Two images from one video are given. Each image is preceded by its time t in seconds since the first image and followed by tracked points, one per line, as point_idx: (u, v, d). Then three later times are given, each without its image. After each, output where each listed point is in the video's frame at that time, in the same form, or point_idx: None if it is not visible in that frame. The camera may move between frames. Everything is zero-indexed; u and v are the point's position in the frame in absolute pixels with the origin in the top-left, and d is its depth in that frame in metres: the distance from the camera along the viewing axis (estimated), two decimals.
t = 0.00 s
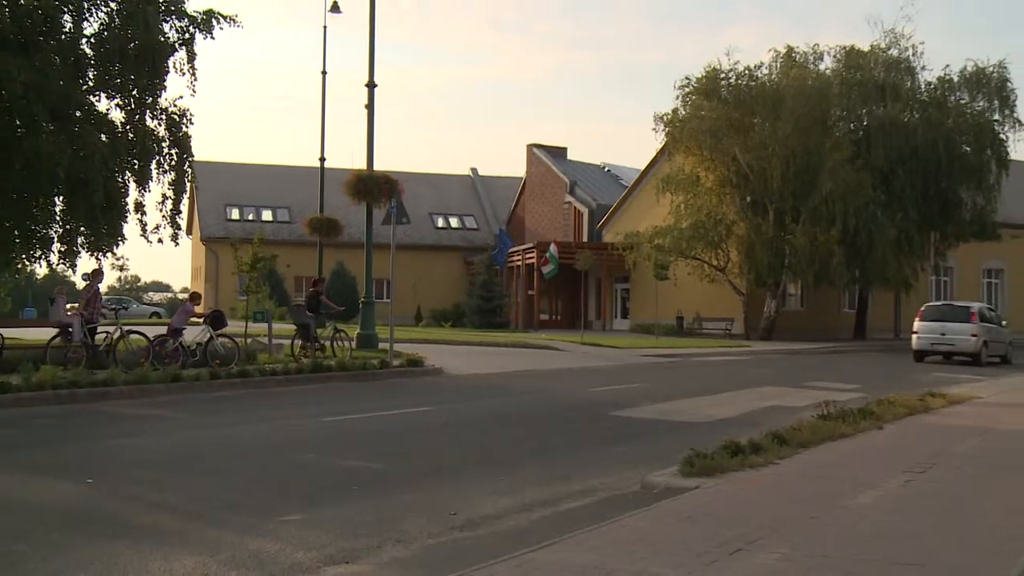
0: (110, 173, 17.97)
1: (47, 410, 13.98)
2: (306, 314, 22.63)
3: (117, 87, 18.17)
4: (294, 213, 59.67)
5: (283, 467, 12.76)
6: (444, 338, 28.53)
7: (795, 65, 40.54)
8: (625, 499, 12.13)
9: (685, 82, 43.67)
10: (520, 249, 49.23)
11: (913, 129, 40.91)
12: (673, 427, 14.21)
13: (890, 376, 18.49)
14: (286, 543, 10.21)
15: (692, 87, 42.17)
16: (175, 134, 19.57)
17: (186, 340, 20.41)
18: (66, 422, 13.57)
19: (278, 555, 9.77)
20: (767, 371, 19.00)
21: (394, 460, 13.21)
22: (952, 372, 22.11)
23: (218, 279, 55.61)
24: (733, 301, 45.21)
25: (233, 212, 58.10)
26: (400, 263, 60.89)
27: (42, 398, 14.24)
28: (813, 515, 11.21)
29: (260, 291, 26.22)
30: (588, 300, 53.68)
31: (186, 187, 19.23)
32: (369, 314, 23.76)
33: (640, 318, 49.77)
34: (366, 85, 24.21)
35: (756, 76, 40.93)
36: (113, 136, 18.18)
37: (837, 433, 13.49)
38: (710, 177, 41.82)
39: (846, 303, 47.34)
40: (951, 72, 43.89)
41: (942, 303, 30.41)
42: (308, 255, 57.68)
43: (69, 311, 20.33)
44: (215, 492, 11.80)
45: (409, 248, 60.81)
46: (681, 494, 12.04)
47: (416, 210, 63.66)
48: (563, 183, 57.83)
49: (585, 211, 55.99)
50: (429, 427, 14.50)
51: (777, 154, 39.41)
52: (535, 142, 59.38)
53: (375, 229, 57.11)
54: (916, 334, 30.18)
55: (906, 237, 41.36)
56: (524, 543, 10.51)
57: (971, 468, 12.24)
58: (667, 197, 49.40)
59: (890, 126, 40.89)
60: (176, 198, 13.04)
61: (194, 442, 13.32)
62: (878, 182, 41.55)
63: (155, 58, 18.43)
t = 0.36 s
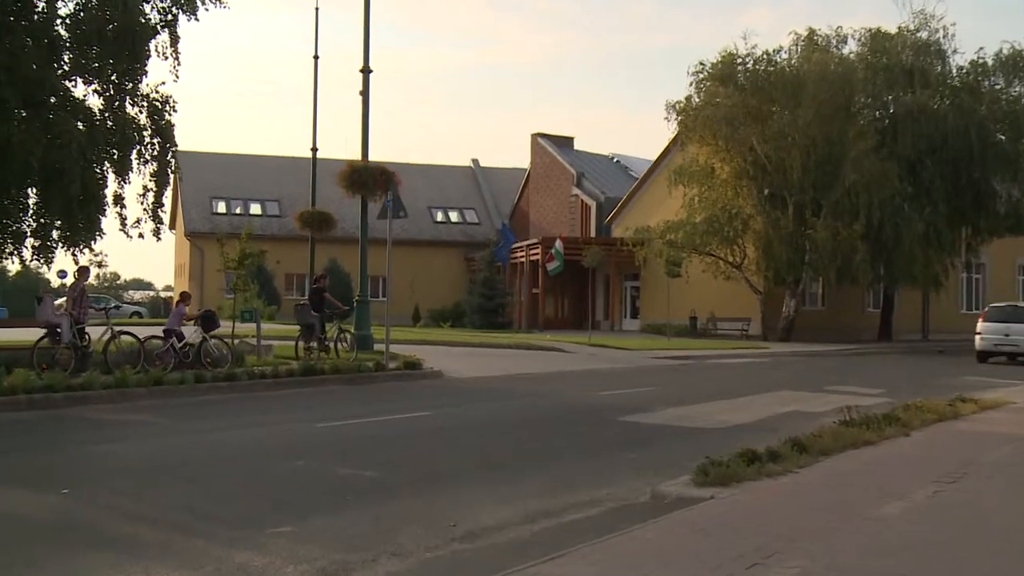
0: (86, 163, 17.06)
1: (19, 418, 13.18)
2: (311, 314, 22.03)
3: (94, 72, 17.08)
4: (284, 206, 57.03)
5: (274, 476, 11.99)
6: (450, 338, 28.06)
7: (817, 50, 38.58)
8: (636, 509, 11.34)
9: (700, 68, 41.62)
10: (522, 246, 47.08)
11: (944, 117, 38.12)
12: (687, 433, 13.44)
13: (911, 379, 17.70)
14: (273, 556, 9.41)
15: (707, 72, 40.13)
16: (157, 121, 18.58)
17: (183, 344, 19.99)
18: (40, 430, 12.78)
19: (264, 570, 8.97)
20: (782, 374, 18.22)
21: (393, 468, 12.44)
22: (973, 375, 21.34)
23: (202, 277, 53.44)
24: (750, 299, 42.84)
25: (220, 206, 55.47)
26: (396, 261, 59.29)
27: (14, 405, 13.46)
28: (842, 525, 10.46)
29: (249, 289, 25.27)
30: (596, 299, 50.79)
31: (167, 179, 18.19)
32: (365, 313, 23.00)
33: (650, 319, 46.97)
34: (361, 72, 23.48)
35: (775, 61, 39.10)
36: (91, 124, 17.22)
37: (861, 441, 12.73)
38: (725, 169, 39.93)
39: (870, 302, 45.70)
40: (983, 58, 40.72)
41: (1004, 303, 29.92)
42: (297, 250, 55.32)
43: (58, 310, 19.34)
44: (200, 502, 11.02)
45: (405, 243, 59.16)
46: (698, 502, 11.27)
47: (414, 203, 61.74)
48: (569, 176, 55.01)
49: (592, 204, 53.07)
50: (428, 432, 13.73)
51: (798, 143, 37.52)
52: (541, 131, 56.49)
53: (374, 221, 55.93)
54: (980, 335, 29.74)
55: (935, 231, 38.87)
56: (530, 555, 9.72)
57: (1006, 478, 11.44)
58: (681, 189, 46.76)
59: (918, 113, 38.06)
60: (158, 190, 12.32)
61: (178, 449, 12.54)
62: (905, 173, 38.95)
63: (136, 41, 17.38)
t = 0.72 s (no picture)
0: (57, 152, 16.35)
1: None
2: (312, 314, 21.55)
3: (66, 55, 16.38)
4: (269, 198, 54.70)
5: (256, 483, 11.29)
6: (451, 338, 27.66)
7: (836, 32, 35.55)
8: (643, 519, 10.63)
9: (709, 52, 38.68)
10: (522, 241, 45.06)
11: (972, 104, 34.97)
12: (694, 439, 12.74)
13: (930, 382, 16.97)
14: (249, 568, 8.68)
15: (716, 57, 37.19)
16: (133, 109, 17.83)
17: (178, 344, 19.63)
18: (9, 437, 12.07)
19: None
20: (795, 377, 17.50)
21: (384, 475, 11.73)
22: (990, 378, 20.55)
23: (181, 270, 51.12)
24: (760, 297, 40.73)
25: (201, 198, 53.08)
26: (387, 256, 56.51)
27: None
28: (866, 534, 9.76)
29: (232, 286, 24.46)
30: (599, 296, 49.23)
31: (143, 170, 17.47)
32: (355, 312, 22.36)
33: (657, 319, 44.78)
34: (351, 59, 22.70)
35: (790, 45, 36.05)
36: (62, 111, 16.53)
37: (880, 448, 12.02)
38: (737, 160, 37.49)
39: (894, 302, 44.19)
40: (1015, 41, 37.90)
41: None
42: (284, 245, 53.06)
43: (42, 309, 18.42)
44: (176, 511, 10.29)
45: (397, 238, 56.55)
46: (709, 511, 10.58)
47: (406, 196, 58.97)
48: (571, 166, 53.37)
49: (596, 196, 51.14)
50: (422, 437, 13.01)
51: (813, 131, 34.84)
52: (540, 120, 54.74)
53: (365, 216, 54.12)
54: None
55: (957, 227, 35.72)
56: (528, 568, 9.00)
57: None
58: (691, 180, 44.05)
59: (944, 98, 34.85)
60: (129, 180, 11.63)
61: (155, 456, 11.81)
62: (929, 163, 35.75)
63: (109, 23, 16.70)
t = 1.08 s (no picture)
0: (26, 141, 15.46)
1: None
2: (313, 314, 20.64)
3: (34, 39, 15.57)
4: (254, 191, 52.07)
5: (239, 493, 10.55)
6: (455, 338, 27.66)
7: (856, 15, 33.56)
8: (650, 530, 9.91)
9: (721, 37, 36.93)
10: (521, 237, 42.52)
11: (1004, 88, 32.63)
12: (705, 445, 12.02)
13: (949, 386, 16.22)
14: None
15: (729, 41, 35.46)
16: (108, 96, 16.95)
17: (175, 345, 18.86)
18: None
19: None
20: (809, 380, 16.78)
21: (377, 483, 11.01)
22: (1006, 380, 19.84)
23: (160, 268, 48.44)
24: (777, 295, 39.26)
25: (182, 190, 50.58)
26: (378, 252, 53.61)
27: None
28: (897, 544, 9.04)
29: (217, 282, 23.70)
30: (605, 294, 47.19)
31: (119, 160, 16.51)
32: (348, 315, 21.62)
33: (666, 320, 42.98)
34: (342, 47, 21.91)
35: (808, 28, 34.29)
36: (31, 97, 15.65)
37: (902, 456, 11.31)
38: (750, 149, 35.59)
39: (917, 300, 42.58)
40: None
41: None
42: (270, 242, 50.58)
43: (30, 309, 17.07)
44: (152, 523, 9.54)
45: (389, 233, 53.47)
46: (724, 522, 9.86)
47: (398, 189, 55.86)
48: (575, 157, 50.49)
49: (602, 189, 48.64)
50: (417, 444, 12.28)
51: (832, 120, 33.09)
52: (540, 109, 52.34)
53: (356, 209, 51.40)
54: None
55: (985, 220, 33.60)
56: None
57: None
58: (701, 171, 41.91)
59: (972, 84, 32.49)
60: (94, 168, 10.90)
61: (132, 467, 11.07)
62: (955, 153, 33.40)
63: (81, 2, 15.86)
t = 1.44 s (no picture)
0: None
1: None
2: (317, 313, 19.41)
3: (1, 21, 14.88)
4: (238, 183, 50.00)
5: (222, 504, 9.90)
6: (453, 338, 28.17)
7: None
8: (658, 543, 9.26)
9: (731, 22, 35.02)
10: (523, 232, 40.62)
11: None
12: (715, 453, 11.37)
13: (967, 391, 15.58)
14: None
15: (742, 25, 33.61)
16: (82, 83, 16.00)
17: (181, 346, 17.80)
18: None
19: None
20: (822, 386, 16.13)
21: (368, 493, 10.36)
22: None
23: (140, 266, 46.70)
24: (791, 295, 37.71)
25: (161, 182, 48.39)
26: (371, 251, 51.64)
27: None
28: (929, 556, 8.41)
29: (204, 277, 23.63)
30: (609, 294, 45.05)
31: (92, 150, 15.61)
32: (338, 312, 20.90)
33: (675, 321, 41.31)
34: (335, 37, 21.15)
35: (825, 10, 32.42)
36: None
37: (925, 465, 10.68)
38: (763, 140, 33.80)
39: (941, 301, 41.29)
40: None
41: None
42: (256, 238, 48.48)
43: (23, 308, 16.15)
44: (126, 536, 8.86)
45: (381, 228, 51.58)
46: (739, 534, 9.23)
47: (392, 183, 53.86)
48: (579, 147, 48.45)
49: (607, 182, 46.47)
50: (410, 451, 11.64)
51: (852, 108, 31.46)
52: (543, 98, 50.20)
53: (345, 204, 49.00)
54: None
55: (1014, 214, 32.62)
56: None
57: None
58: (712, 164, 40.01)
59: (1003, 69, 31.21)
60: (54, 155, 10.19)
61: (107, 478, 10.40)
62: (983, 143, 32.45)
63: None
